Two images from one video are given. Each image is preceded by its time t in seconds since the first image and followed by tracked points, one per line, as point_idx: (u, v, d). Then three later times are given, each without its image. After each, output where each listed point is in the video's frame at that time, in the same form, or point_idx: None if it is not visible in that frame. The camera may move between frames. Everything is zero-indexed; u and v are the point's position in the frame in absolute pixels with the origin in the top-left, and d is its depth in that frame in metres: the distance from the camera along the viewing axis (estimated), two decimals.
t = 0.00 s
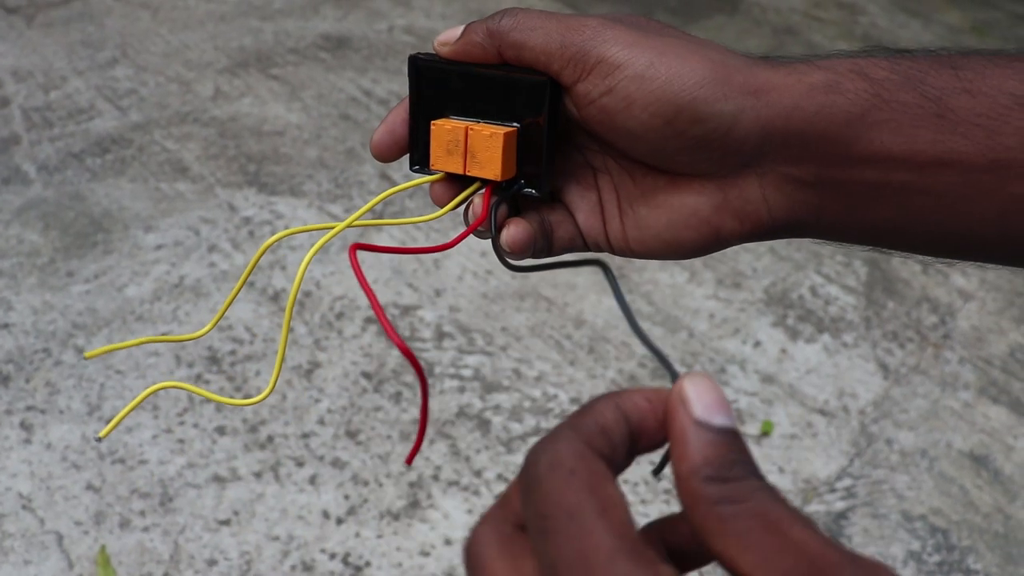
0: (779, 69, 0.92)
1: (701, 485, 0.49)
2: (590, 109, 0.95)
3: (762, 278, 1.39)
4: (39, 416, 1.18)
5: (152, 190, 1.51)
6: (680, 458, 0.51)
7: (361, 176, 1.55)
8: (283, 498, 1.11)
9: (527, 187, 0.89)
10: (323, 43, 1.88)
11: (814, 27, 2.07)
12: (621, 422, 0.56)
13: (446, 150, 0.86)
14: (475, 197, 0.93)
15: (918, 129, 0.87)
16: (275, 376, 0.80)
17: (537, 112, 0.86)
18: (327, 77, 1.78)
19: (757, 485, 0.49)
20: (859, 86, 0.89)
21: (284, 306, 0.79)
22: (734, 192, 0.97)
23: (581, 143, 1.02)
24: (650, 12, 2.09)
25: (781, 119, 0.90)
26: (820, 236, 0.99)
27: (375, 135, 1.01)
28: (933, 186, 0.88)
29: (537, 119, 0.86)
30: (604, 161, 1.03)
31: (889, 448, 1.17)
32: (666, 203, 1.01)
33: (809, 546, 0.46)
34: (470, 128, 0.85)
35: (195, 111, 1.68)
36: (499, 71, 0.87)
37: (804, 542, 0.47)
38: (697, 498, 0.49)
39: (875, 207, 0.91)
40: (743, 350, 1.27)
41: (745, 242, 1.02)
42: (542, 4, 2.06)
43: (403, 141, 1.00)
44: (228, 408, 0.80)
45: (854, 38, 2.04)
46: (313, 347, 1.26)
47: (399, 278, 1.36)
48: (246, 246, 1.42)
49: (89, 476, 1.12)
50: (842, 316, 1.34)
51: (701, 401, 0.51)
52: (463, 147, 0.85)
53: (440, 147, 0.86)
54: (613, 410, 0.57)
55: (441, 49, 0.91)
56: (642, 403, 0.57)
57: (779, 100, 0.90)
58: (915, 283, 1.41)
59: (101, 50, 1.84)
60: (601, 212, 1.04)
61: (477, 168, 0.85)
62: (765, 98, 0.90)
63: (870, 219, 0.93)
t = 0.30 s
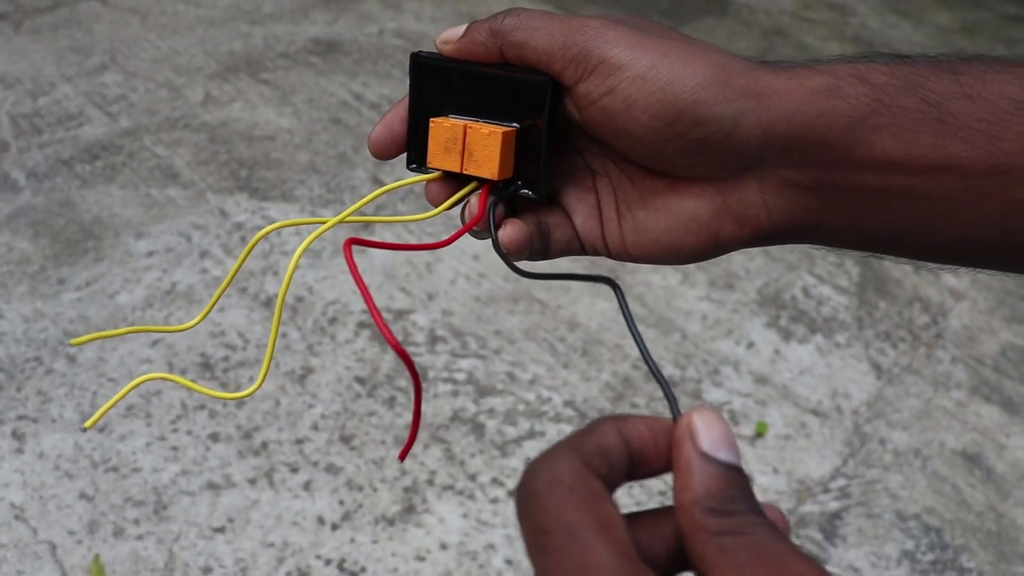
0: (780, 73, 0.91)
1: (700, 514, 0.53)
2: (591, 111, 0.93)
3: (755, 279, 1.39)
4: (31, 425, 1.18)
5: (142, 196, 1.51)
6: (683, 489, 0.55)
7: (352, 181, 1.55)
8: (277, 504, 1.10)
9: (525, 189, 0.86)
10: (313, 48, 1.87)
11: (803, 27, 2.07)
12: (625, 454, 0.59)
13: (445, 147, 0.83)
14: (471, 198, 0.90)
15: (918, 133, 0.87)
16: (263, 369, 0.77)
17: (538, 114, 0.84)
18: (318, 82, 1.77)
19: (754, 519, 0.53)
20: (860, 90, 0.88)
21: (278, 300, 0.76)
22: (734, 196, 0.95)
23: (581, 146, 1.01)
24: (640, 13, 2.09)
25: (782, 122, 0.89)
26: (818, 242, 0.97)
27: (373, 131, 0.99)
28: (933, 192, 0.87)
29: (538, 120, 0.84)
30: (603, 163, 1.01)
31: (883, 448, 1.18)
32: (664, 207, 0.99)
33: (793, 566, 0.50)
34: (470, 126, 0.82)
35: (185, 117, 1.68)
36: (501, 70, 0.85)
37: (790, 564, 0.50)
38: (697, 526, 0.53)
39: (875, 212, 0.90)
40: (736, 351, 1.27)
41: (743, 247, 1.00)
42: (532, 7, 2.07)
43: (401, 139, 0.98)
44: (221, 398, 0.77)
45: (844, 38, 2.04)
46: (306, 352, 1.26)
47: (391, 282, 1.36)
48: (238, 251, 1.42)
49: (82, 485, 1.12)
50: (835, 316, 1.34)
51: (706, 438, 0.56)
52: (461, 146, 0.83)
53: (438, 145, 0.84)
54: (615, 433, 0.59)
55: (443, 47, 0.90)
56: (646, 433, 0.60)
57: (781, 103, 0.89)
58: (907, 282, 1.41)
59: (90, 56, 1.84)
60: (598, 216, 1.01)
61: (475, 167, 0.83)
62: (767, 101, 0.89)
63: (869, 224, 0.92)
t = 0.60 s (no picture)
0: (792, 86, 0.91)
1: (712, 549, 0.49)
2: (606, 124, 0.94)
3: (753, 283, 1.39)
4: (29, 426, 1.17)
5: (141, 197, 1.50)
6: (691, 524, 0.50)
7: (350, 183, 1.55)
8: (276, 506, 1.10)
9: (538, 202, 0.87)
10: (311, 50, 1.87)
11: (801, 31, 2.07)
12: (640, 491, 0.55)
13: (456, 162, 0.83)
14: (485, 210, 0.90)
15: (929, 145, 0.87)
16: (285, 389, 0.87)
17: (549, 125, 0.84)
18: (316, 84, 1.77)
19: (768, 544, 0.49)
20: (871, 103, 0.89)
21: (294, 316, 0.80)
22: (747, 207, 0.96)
23: (592, 156, 1.01)
24: (638, 16, 2.10)
25: (794, 134, 0.89)
26: (832, 253, 0.97)
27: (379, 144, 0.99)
28: (944, 204, 0.87)
29: (551, 131, 0.84)
30: (615, 176, 1.01)
31: (881, 452, 1.18)
32: (677, 218, 0.99)
33: None
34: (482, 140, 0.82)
35: (183, 118, 1.68)
36: (510, 82, 0.85)
37: None
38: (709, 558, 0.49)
39: (887, 224, 0.90)
40: (734, 355, 1.28)
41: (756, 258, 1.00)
42: (530, 10, 2.07)
43: (408, 151, 0.98)
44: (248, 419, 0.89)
45: (842, 41, 2.05)
46: (304, 354, 1.26)
47: (390, 284, 1.36)
48: (236, 253, 1.41)
49: (80, 486, 1.12)
50: (833, 321, 1.34)
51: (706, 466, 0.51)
52: (473, 160, 0.83)
53: (450, 159, 0.84)
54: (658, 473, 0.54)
55: (452, 60, 0.90)
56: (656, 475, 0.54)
57: (794, 115, 0.89)
58: (905, 287, 1.41)
59: (88, 57, 1.84)
60: (610, 227, 1.02)
61: (487, 180, 0.83)
62: (780, 114, 0.90)
63: (882, 236, 0.92)
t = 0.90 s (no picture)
0: (832, 85, 0.91)
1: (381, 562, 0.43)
2: (644, 125, 0.92)
3: (765, 283, 1.39)
4: (40, 414, 1.18)
5: (153, 188, 1.51)
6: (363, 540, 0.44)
7: (363, 177, 1.55)
8: (284, 498, 1.10)
9: (573, 202, 0.85)
10: (324, 43, 1.87)
11: (817, 31, 2.07)
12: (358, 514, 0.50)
13: (490, 168, 0.82)
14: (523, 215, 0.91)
15: (970, 146, 0.88)
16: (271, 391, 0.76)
17: (581, 126, 0.82)
18: (330, 78, 1.77)
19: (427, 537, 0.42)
20: (912, 102, 0.90)
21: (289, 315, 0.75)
22: (786, 208, 0.95)
23: (626, 157, 1.00)
24: (653, 14, 2.09)
25: (838, 134, 0.89)
26: (865, 253, 0.97)
27: (403, 143, 0.99)
28: (985, 204, 0.88)
29: (584, 132, 0.82)
30: (649, 176, 1.00)
31: (891, 455, 1.17)
32: (714, 218, 0.98)
33: None
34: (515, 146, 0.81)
35: (197, 110, 1.68)
36: (538, 84, 0.83)
37: None
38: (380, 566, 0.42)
39: (926, 224, 0.91)
40: (745, 355, 1.28)
41: (789, 259, 0.99)
42: (545, 6, 2.07)
43: (434, 152, 0.98)
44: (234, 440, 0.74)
45: (857, 42, 2.04)
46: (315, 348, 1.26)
47: (401, 279, 1.37)
48: (247, 245, 1.42)
49: (90, 475, 1.12)
50: (844, 322, 1.34)
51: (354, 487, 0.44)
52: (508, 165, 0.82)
53: (482, 165, 0.82)
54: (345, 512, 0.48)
55: (480, 63, 0.86)
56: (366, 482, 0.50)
57: (837, 114, 0.89)
58: (917, 290, 1.41)
59: (103, 48, 1.84)
60: (645, 228, 1.01)
61: (524, 185, 0.82)
62: (823, 113, 0.89)
63: (921, 236, 0.92)
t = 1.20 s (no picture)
0: (846, 88, 0.92)
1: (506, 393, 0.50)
2: (655, 130, 0.92)
3: (766, 283, 1.39)
4: (40, 408, 1.18)
5: (155, 182, 1.51)
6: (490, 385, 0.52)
7: (365, 173, 1.55)
8: (283, 495, 1.10)
9: (583, 206, 0.85)
10: (328, 39, 1.87)
11: (821, 31, 2.06)
12: (447, 375, 0.56)
13: (498, 175, 0.82)
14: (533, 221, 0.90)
15: (987, 149, 0.91)
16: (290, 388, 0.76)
17: (591, 129, 0.82)
18: (332, 73, 1.77)
19: (549, 377, 0.50)
20: (928, 105, 0.92)
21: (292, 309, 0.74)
22: (800, 214, 0.96)
23: (635, 159, 0.99)
24: (656, 12, 2.09)
25: (855, 138, 0.90)
26: (875, 254, 1.00)
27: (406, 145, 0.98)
28: (1000, 206, 0.91)
29: (593, 135, 0.82)
30: (659, 178, 1.00)
31: (891, 457, 1.17)
32: (726, 222, 0.99)
33: (564, 419, 0.47)
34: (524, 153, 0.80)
35: (199, 104, 1.68)
36: (544, 88, 0.82)
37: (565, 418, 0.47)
38: (504, 394, 0.51)
39: (940, 224, 0.94)
40: (746, 355, 1.27)
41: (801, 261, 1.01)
42: (548, 3, 2.06)
43: (438, 155, 0.98)
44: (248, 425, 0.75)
45: (861, 42, 2.03)
46: (316, 343, 1.26)
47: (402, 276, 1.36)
48: (249, 240, 1.41)
49: (89, 469, 1.12)
50: (846, 323, 1.34)
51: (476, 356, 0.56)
52: (517, 172, 0.81)
53: (490, 172, 0.82)
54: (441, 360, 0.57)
55: (485, 66, 0.86)
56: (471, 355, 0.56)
57: (854, 118, 0.90)
58: (920, 291, 1.41)
59: (106, 41, 1.84)
60: (655, 232, 1.01)
61: (533, 192, 0.82)
62: (839, 116, 0.90)
63: (935, 236, 0.95)
